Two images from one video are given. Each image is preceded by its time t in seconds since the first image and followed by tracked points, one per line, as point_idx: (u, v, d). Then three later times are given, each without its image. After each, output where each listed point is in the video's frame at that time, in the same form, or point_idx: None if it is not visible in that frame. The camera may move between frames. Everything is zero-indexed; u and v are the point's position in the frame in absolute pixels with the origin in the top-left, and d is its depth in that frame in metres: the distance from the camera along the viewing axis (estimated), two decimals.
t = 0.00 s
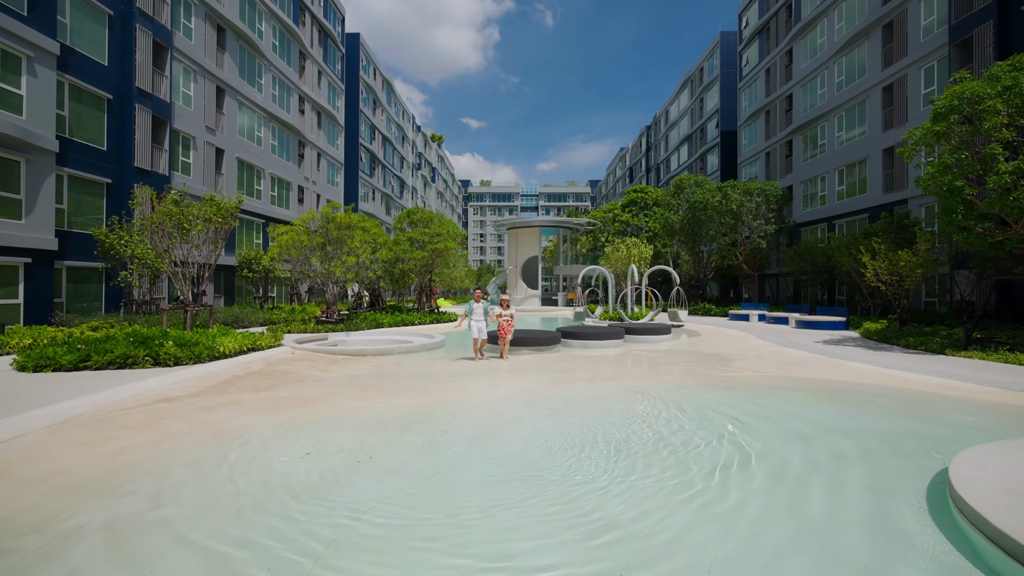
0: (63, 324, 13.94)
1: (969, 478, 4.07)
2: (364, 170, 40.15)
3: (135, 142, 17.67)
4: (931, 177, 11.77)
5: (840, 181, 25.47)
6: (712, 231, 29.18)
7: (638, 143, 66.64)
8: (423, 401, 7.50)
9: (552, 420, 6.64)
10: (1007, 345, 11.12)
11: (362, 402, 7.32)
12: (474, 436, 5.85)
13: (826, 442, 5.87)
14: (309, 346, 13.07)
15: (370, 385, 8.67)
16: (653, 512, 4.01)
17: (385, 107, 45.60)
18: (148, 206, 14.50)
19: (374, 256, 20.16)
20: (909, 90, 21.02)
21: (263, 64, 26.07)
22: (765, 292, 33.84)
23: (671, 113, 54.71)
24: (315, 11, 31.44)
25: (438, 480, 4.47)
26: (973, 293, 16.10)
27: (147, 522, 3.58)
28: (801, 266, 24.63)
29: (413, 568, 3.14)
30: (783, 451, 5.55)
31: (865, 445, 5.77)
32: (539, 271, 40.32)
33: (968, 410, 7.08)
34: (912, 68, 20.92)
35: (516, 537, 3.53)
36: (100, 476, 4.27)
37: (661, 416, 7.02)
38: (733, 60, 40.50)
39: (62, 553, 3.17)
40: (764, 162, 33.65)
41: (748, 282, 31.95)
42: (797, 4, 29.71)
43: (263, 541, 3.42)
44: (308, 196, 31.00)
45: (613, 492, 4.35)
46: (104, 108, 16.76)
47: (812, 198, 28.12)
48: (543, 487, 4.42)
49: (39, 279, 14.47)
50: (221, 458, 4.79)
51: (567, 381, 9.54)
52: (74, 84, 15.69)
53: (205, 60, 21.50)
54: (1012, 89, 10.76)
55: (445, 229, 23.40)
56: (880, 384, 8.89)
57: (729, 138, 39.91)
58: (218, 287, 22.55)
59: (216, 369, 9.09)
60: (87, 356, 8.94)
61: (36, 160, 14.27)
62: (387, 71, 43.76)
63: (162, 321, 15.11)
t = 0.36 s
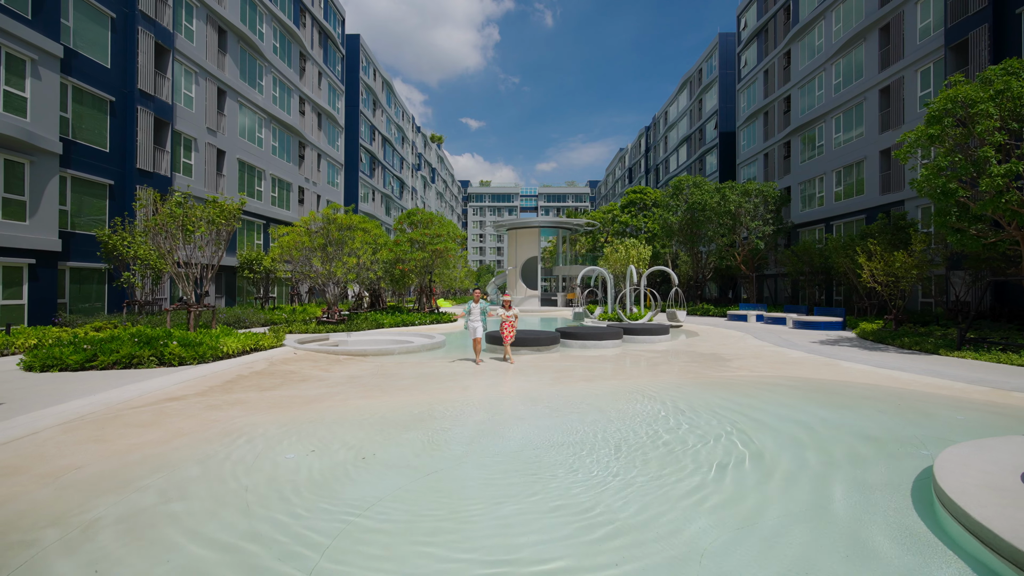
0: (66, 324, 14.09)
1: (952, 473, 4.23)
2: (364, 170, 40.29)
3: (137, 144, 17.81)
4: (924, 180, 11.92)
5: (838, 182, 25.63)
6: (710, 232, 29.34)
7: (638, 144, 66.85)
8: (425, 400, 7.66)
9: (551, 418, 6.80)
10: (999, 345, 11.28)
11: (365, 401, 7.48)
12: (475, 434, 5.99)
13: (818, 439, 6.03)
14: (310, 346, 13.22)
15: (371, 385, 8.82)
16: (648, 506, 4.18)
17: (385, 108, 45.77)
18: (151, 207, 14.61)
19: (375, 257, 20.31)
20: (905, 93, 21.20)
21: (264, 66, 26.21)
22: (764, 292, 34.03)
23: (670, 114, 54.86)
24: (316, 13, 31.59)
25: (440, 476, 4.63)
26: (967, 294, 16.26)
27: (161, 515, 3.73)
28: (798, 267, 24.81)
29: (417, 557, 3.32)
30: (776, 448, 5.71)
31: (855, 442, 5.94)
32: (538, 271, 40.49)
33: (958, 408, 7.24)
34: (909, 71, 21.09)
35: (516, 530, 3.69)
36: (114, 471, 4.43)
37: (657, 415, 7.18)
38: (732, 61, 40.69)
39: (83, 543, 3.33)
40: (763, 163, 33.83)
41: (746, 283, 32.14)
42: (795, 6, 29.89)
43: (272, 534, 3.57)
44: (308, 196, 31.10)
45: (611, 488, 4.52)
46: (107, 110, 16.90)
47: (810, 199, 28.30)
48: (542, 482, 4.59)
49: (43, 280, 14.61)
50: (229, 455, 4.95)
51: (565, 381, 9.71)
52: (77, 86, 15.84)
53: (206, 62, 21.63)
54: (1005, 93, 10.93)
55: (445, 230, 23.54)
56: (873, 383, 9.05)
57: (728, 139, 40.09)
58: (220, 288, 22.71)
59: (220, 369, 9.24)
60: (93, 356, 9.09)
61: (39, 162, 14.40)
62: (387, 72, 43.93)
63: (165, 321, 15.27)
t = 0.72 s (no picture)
0: (71, 324, 14.23)
1: (938, 468, 4.39)
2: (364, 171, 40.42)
3: (140, 145, 17.94)
4: (919, 182, 12.07)
5: (836, 183, 25.78)
6: (709, 233, 29.50)
7: (637, 144, 67.01)
8: (427, 399, 7.81)
9: (550, 416, 6.94)
10: (993, 345, 11.43)
11: (368, 400, 7.61)
12: (477, 431, 6.14)
13: (811, 437, 6.18)
14: (313, 346, 13.35)
15: (374, 384, 8.96)
16: (645, 501, 4.33)
17: (385, 108, 45.91)
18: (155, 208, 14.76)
19: (376, 257, 20.45)
20: (902, 95, 21.36)
21: (265, 67, 26.34)
22: (762, 293, 34.21)
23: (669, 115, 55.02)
24: (316, 15, 31.71)
25: (443, 472, 4.79)
26: (963, 294, 16.43)
27: (175, 508, 3.88)
28: (796, 267, 24.98)
29: (422, 547, 3.49)
30: (770, 445, 5.87)
31: (847, 439, 6.09)
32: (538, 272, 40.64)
33: (949, 407, 7.39)
34: (906, 73, 21.25)
35: (517, 524, 3.84)
36: (127, 467, 4.56)
37: (655, 413, 7.33)
38: (731, 62, 40.84)
39: (102, 534, 3.48)
40: (761, 164, 33.99)
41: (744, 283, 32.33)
42: (793, 8, 30.06)
43: (283, 527, 3.71)
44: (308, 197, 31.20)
45: (609, 484, 4.68)
46: (110, 112, 17.03)
47: (808, 200, 28.46)
48: (542, 478, 4.75)
49: (47, 280, 14.74)
50: (238, 451, 5.09)
51: (565, 380, 9.85)
52: (81, 88, 15.97)
53: (208, 63, 21.75)
54: (998, 97, 11.09)
55: (445, 231, 23.67)
56: (868, 383, 9.20)
57: (726, 140, 40.26)
58: (221, 288, 22.88)
59: (225, 368, 9.37)
60: (99, 356, 9.23)
61: (44, 163, 14.53)
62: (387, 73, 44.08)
63: (168, 321, 15.41)
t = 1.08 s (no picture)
0: (75, 325, 14.35)
1: (926, 464, 4.54)
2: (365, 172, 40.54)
3: (143, 146, 18.07)
4: (914, 184, 12.23)
5: (834, 184, 25.93)
6: (708, 233, 29.63)
7: (636, 145, 67.22)
8: (428, 397, 7.95)
9: (550, 415, 7.09)
10: (987, 345, 11.57)
11: (370, 398, 7.76)
12: (478, 429, 6.28)
13: (804, 435, 6.35)
14: (315, 346, 13.46)
15: (376, 383, 9.10)
16: (644, 496, 4.49)
17: (385, 109, 46.06)
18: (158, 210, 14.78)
19: (377, 258, 20.56)
20: (900, 96, 21.50)
21: (266, 69, 26.48)
22: (761, 293, 34.37)
23: (668, 116, 55.20)
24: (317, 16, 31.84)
25: (446, 468, 4.95)
26: (959, 295, 16.59)
27: (188, 502, 4.03)
28: (794, 268, 25.12)
29: (428, 538, 3.66)
30: (763, 443, 6.03)
31: (839, 437, 6.26)
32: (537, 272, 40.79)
33: (941, 406, 7.54)
34: (903, 75, 21.39)
35: (518, 517, 4.00)
36: (139, 463, 4.71)
37: (652, 412, 7.48)
38: (730, 63, 40.98)
39: (119, 526, 3.62)
40: (760, 165, 34.14)
41: (743, 284, 32.49)
42: (792, 10, 30.21)
43: (293, 520, 3.85)
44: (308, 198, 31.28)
45: (608, 480, 4.83)
46: (113, 113, 17.16)
47: (806, 200, 28.60)
48: (542, 474, 4.91)
49: (51, 281, 14.85)
50: (246, 448, 5.23)
51: (565, 379, 9.99)
52: (85, 91, 16.11)
53: (210, 65, 21.88)
54: (992, 100, 11.23)
55: (445, 232, 23.81)
56: (862, 382, 9.35)
57: (725, 140, 40.41)
58: (223, 288, 23.13)
59: (229, 368, 9.51)
60: (105, 355, 9.36)
61: (48, 165, 14.66)
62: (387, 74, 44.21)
63: (171, 322, 15.54)
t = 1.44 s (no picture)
0: (78, 325, 14.47)
1: (915, 460, 4.69)
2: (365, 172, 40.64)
3: (144, 148, 18.19)
4: (910, 186, 12.38)
5: (832, 185, 26.07)
6: (706, 234, 29.75)
7: (636, 146, 67.39)
8: (430, 396, 8.09)
9: (549, 413, 7.23)
10: (981, 345, 11.70)
11: (373, 397, 7.90)
12: (479, 427, 6.41)
13: (797, 432, 6.50)
14: (316, 346, 13.56)
15: (379, 382, 9.23)
16: (641, 492, 4.63)
17: (385, 110, 46.18)
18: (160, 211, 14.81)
19: (378, 258, 20.65)
20: (897, 98, 21.65)
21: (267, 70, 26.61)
22: (759, 293, 34.52)
23: (667, 117, 55.41)
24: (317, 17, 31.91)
25: (449, 465, 5.09)
26: (954, 295, 16.75)
27: (198, 497, 4.17)
28: (792, 268, 25.23)
29: (432, 530, 3.80)
30: (758, 440, 6.17)
31: (832, 434, 6.40)
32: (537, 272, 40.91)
33: (933, 404, 7.70)
34: (901, 77, 21.54)
35: (519, 510, 4.15)
36: (149, 460, 4.85)
37: (650, 410, 7.62)
38: (728, 64, 41.15)
39: (133, 519, 3.76)
40: (759, 166, 34.30)
41: (742, 284, 32.64)
42: (790, 12, 30.36)
43: (301, 514, 3.99)
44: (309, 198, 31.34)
45: (606, 476, 4.98)
46: (115, 115, 17.28)
47: (804, 201, 28.73)
48: (542, 470, 5.06)
49: (55, 281, 14.97)
50: (252, 445, 5.37)
51: (564, 378, 10.13)
52: (87, 92, 16.22)
53: (211, 67, 21.98)
54: (986, 103, 11.37)
55: (445, 232, 23.93)
56: (857, 381, 9.49)
57: (724, 141, 40.57)
58: (224, 288, 23.47)
59: (232, 368, 9.64)
60: (110, 355, 9.47)
61: (52, 167, 14.78)
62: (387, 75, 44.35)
63: (174, 322, 15.66)
